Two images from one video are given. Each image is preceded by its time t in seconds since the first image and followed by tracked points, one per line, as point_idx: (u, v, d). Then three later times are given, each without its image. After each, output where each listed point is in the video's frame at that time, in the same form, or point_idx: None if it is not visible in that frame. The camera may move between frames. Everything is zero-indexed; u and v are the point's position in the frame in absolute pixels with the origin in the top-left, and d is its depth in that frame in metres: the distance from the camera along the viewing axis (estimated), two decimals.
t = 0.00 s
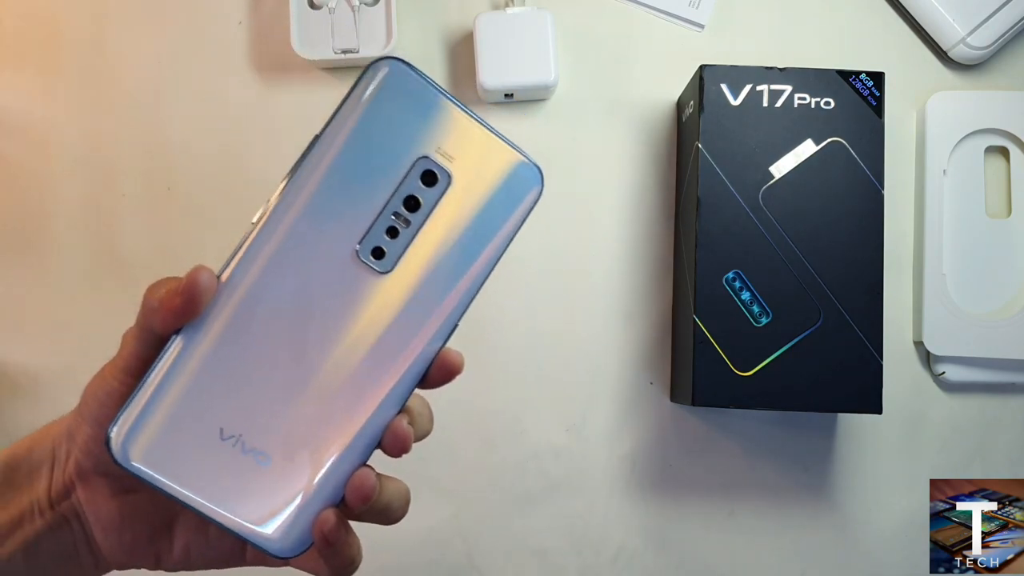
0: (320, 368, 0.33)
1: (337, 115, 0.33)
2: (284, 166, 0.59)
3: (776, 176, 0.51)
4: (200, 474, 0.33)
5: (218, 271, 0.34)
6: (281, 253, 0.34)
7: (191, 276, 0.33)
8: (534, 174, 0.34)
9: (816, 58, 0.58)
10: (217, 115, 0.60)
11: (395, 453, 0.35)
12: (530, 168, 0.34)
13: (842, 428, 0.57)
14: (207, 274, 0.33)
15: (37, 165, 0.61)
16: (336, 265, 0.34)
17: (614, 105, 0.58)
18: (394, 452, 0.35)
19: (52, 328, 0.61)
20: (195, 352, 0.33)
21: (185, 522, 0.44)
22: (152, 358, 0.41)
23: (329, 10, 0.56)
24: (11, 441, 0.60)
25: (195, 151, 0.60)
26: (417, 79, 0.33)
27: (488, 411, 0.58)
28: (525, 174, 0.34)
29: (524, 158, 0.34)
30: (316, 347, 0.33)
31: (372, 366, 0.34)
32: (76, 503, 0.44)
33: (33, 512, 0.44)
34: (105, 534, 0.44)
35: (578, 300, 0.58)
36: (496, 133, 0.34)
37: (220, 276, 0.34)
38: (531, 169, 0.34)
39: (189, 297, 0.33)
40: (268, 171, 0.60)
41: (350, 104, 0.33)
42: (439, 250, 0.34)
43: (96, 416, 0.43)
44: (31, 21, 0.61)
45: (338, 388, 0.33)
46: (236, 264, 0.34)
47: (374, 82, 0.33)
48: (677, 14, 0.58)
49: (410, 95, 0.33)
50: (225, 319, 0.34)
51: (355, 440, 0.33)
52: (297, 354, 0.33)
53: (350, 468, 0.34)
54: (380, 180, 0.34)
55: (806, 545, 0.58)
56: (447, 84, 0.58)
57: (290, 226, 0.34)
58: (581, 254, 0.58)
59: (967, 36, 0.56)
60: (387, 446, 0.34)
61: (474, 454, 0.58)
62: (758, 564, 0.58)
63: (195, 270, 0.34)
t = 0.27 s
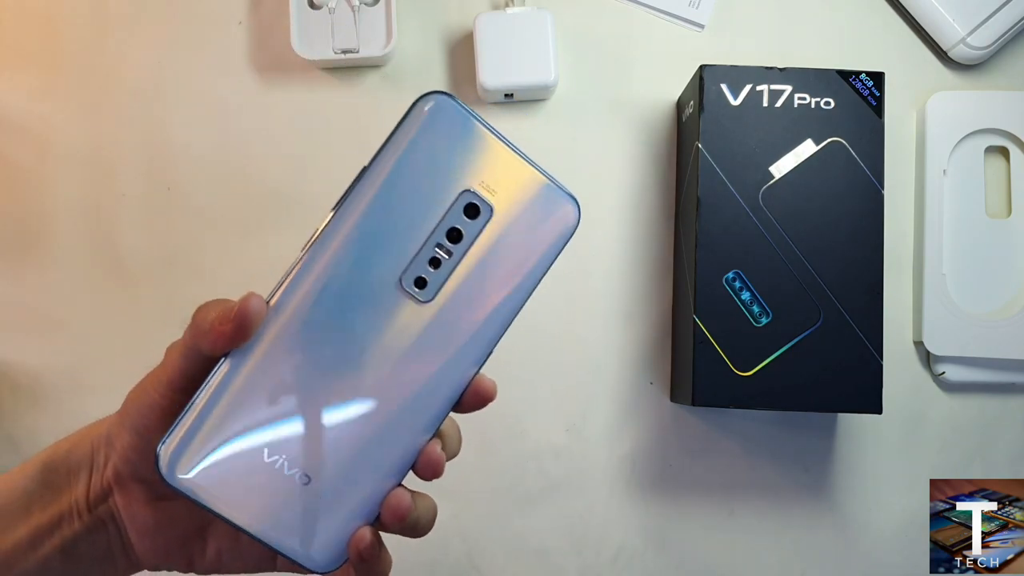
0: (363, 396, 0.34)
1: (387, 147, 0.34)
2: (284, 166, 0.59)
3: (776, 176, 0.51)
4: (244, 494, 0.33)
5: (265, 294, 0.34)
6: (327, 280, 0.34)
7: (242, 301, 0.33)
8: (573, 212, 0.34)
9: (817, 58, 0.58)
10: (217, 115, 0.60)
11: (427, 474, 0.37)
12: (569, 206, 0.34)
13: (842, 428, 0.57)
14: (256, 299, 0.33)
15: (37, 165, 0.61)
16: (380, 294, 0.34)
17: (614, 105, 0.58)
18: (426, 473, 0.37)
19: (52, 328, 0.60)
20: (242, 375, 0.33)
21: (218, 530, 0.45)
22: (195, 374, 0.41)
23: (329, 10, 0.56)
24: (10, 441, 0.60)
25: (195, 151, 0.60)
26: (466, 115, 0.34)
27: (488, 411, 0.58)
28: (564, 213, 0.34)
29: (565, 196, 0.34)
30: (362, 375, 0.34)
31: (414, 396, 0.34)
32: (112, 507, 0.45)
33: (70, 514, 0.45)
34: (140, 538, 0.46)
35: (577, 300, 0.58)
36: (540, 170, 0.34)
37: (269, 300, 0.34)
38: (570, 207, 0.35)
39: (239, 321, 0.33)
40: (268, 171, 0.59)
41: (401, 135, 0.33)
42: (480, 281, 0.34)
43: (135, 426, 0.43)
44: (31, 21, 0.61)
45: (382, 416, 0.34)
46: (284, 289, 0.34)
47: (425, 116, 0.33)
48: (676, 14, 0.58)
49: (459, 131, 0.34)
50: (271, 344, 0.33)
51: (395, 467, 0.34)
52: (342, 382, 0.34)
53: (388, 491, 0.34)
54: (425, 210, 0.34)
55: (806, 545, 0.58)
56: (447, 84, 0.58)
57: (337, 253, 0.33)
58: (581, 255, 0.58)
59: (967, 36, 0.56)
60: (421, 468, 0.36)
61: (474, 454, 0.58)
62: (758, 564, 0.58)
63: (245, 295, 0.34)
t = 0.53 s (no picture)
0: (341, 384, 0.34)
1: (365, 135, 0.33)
2: (284, 166, 0.59)
3: (776, 176, 0.51)
4: (220, 484, 0.33)
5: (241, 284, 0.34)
6: (304, 269, 0.33)
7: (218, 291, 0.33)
8: (550, 202, 0.35)
9: (817, 58, 0.58)
10: (217, 115, 0.60)
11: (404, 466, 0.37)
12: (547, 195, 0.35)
13: (842, 428, 0.57)
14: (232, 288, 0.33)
15: (37, 165, 0.61)
16: (357, 282, 0.34)
17: (613, 105, 0.58)
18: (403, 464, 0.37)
19: (52, 327, 0.60)
20: (219, 364, 0.33)
21: (193, 519, 0.46)
22: (169, 362, 0.42)
23: (329, 9, 0.56)
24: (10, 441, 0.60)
25: (195, 151, 0.60)
26: (445, 105, 0.34)
27: (487, 411, 0.58)
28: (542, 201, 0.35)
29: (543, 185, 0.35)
30: (342, 364, 0.34)
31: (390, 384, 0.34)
32: (85, 495, 0.45)
33: (43, 503, 0.45)
34: (113, 527, 0.46)
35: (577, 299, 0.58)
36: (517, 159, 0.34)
37: (245, 289, 0.33)
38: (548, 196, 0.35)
39: (216, 310, 0.33)
40: (268, 171, 0.59)
41: (378, 124, 0.33)
42: (457, 270, 0.34)
43: (110, 414, 0.44)
44: (31, 21, 0.61)
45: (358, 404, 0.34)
46: (260, 278, 0.33)
47: (403, 105, 0.33)
48: (676, 14, 0.58)
49: (437, 120, 0.34)
50: (248, 334, 0.33)
51: (371, 454, 0.34)
52: (318, 371, 0.34)
53: (365, 480, 0.34)
54: (403, 199, 0.34)
55: (806, 545, 0.58)
56: (447, 84, 0.58)
57: (314, 242, 0.33)
58: (581, 255, 0.58)
59: (967, 36, 0.56)
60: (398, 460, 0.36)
61: (474, 454, 0.58)
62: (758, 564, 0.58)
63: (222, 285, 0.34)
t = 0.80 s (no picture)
0: (274, 350, 0.33)
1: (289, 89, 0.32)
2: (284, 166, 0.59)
3: (776, 176, 0.51)
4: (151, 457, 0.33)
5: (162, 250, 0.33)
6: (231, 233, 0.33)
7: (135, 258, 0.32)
8: (491, 154, 0.34)
9: (817, 58, 0.58)
10: (217, 115, 0.60)
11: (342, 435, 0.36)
12: (486, 146, 0.34)
13: (842, 428, 0.57)
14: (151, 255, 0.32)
15: (37, 165, 0.61)
16: (288, 245, 0.33)
17: (613, 105, 0.58)
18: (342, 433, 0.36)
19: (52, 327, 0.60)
20: (144, 333, 0.33)
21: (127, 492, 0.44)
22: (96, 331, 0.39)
23: (329, 10, 0.57)
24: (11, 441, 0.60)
25: (195, 151, 0.60)
26: (373, 54, 0.32)
27: (487, 411, 0.58)
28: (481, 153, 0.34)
29: (481, 136, 0.34)
30: (272, 329, 0.33)
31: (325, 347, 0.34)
32: (13, 466, 0.43)
33: None
34: (42, 500, 0.44)
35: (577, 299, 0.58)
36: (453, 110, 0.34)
37: (167, 255, 0.33)
38: (488, 147, 0.34)
39: (135, 278, 0.32)
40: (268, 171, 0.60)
41: (301, 77, 0.32)
42: (394, 229, 0.34)
43: (36, 382, 0.42)
44: (31, 21, 0.61)
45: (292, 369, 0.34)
46: (183, 244, 0.33)
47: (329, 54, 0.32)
48: (676, 14, 0.58)
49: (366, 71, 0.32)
50: (174, 301, 0.33)
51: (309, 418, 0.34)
52: (249, 337, 0.33)
53: (304, 446, 0.34)
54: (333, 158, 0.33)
55: (806, 545, 0.58)
56: (447, 84, 0.58)
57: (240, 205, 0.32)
58: (581, 255, 0.58)
59: (967, 36, 0.56)
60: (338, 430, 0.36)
61: (473, 454, 0.58)
62: (758, 564, 0.58)
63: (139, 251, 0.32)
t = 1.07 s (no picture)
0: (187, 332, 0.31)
1: (198, 60, 0.31)
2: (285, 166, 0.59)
3: (776, 176, 0.51)
4: (63, 449, 0.31)
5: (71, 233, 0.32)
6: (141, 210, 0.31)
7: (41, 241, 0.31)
8: (419, 120, 0.32)
9: (817, 58, 0.58)
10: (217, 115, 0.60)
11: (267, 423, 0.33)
12: (412, 112, 0.32)
13: (842, 428, 0.57)
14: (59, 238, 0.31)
15: (36, 165, 0.61)
16: (202, 222, 0.31)
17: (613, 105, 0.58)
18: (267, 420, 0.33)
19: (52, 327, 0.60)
20: (52, 317, 0.31)
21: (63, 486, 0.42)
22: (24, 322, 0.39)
23: (329, 10, 0.56)
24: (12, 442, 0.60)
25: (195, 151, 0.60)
26: (283, 19, 0.31)
27: (487, 410, 0.58)
28: (405, 118, 0.32)
29: (406, 100, 0.31)
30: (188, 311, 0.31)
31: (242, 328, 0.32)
32: None
33: None
34: None
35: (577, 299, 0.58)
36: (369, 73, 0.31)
37: (75, 238, 0.31)
38: (414, 114, 0.32)
39: (41, 261, 0.31)
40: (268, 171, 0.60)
41: (208, 47, 0.31)
42: (315, 202, 0.32)
43: None
44: (31, 21, 0.61)
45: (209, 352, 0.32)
46: (90, 224, 0.31)
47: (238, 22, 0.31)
48: (676, 14, 0.58)
49: (275, 36, 0.31)
50: (82, 283, 0.31)
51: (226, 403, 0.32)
52: (162, 319, 0.31)
53: (226, 435, 0.32)
54: (244, 130, 0.31)
55: (806, 545, 0.58)
56: (447, 83, 0.58)
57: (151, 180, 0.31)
58: (580, 254, 0.58)
59: (967, 36, 0.56)
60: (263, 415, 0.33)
61: (473, 454, 0.58)
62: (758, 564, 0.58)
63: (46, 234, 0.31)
